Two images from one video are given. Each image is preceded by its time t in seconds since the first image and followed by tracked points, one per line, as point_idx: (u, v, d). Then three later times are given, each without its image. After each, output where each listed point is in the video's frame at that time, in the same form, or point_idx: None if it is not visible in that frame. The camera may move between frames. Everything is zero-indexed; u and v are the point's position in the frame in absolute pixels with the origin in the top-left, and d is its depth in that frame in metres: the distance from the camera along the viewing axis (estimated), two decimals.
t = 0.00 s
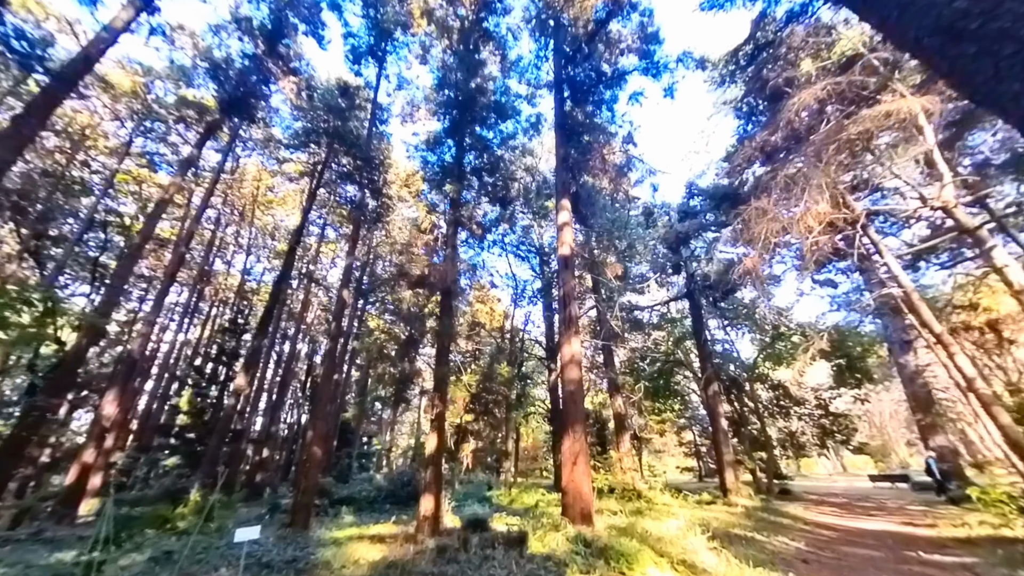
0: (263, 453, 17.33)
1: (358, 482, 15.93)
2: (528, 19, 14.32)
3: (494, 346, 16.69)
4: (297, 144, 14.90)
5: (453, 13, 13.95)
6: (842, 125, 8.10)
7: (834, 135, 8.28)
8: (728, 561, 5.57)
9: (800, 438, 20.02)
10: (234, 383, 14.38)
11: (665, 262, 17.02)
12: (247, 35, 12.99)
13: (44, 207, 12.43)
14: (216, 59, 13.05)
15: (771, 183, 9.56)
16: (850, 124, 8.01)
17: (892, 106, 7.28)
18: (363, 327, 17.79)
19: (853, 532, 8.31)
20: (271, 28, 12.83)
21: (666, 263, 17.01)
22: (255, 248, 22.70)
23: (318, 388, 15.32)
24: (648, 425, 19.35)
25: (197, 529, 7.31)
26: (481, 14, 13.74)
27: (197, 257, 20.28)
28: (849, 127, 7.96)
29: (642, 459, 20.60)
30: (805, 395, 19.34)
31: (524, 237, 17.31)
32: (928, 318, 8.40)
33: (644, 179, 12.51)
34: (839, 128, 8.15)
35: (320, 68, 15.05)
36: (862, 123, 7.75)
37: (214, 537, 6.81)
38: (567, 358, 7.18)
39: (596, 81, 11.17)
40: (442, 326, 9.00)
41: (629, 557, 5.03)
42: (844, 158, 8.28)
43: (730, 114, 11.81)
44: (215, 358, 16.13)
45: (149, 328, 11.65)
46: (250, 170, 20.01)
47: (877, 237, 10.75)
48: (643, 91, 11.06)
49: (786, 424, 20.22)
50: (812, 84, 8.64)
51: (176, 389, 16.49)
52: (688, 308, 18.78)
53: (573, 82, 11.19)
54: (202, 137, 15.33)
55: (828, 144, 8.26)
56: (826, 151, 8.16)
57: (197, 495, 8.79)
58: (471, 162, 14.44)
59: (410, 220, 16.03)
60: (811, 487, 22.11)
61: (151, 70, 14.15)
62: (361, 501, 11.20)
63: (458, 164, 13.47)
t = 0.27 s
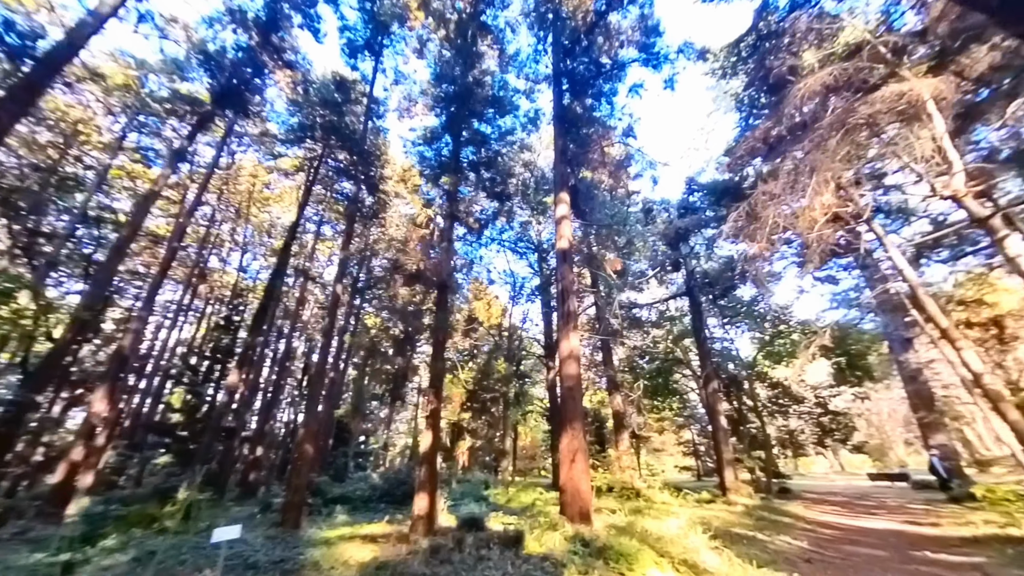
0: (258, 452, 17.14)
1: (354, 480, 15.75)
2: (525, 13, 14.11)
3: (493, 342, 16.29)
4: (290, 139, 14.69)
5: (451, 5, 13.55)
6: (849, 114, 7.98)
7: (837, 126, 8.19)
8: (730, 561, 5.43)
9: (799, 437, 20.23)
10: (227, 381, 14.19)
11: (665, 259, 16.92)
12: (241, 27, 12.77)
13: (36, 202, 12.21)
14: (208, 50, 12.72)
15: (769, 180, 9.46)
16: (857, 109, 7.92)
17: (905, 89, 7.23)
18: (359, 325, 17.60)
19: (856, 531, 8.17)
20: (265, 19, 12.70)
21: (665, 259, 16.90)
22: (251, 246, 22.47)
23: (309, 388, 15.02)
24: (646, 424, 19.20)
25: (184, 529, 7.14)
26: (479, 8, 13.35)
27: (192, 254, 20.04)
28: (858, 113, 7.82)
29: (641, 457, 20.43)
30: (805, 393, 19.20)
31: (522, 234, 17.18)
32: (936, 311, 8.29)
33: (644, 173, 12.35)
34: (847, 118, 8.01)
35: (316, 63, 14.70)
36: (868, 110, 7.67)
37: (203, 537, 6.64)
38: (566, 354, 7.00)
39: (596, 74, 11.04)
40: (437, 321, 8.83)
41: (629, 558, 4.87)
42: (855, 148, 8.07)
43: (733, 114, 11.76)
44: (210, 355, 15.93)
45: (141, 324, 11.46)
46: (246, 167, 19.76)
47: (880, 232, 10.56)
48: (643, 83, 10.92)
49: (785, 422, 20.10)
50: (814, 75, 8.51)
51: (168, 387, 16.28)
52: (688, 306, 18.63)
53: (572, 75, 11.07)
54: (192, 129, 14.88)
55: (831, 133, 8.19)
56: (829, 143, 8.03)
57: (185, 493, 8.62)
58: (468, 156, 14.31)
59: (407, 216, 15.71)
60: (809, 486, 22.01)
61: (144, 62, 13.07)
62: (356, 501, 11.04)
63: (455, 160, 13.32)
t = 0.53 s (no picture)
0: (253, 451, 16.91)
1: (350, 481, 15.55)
2: (523, 6, 14.02)
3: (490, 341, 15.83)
4: (282, 134, 14.19)
5: None
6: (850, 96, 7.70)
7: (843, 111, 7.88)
8: (734, 564, 5.25)
9: (798, 436, 19.70)
10: (221, 379, 13.98)
11: (664, 257, 16.75)
12: (234, 17, 12.67)
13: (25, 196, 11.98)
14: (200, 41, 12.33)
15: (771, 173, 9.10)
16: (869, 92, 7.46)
17: (921, 67, 6.87)
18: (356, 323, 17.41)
19: (861, 532, 7.99)
20: (258, 11, 12.64)
21: (665, 257, 16.71)
22: (247, 244, 22.27)
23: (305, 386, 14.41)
24: (645, 423, 19.02)
25: (171, 532, 6.94)
26: None
27: (187, 252, 19.83)
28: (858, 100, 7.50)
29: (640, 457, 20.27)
30: (804, 392, 18.96)
31: (520, 230, 17.00)
32: (943, 309, 8.21)
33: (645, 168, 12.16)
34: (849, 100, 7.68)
35: (312, 56, 14.53)
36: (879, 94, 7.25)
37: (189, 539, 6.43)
38: (564, 350, 6.79)
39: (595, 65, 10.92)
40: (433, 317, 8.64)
41: (630, 562, 4.69)
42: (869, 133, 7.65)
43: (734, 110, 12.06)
44: (204, 353, 15.70)
45: (131, 320, 11.23)
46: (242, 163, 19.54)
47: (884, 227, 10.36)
48: (644, 74, 10.74)
49: (785, 422, 19.91)
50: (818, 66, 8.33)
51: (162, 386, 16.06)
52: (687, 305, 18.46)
53: (572, 67, 10.93)
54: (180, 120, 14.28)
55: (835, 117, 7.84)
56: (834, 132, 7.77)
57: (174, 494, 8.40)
58: (465, 151, 14.13)
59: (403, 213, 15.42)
60: (809, 486, 21.87)
61: (136, 55, 12.67)
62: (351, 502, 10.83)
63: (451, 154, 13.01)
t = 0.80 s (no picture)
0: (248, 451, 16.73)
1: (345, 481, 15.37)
2: None
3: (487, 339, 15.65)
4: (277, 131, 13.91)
5: None
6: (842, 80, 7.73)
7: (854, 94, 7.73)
8: (736, 568, 5.08)
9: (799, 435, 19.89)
10: (213, 378, 13.77)
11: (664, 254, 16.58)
12: (225, 8, 11.78)
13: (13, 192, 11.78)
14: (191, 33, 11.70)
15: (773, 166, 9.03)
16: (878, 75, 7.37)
17: (934, 48, 6.76)
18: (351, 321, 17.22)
19: (863, 534, 7.84)
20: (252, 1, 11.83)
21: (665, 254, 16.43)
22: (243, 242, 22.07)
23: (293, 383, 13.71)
24: (644, 422, 18.83)
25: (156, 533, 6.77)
26: None
27: (182, 250, 19.63)
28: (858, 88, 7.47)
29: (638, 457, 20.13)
30: (804, 392, 18.70)
31: (518, 228, 16.84)
32: (949, 304, 8.07)
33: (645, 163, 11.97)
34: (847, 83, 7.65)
35: (308, 50, 14.40)
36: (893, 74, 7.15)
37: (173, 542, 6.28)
38: (562, 348, 6.59)
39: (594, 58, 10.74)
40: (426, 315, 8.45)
41: (629, 566, 4.52)
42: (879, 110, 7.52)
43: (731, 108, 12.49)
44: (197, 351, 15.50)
45: (120, 316, 11.04)
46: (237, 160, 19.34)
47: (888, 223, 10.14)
48: (644, 67, 10.55)
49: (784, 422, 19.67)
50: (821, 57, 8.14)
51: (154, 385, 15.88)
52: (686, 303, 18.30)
53: (570, 60, 10.78)
54: (172, 112, 14.11)
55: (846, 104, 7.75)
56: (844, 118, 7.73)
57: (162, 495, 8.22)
58: (462, 146, 13.88)
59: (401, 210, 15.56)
60: (808, 485, 21.72)
61: (128, 49, 12.43)
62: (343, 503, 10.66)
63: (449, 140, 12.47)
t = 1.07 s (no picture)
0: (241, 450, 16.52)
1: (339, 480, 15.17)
2: None
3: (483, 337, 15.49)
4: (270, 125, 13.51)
5: None
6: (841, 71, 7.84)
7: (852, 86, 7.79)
8: (736, 569, 4.91)
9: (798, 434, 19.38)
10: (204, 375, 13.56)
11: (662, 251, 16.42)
12: None
13: None
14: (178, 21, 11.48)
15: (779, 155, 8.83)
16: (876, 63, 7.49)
17: (949, 20, 6.75)
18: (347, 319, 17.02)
19: (865, 533, 7.67)
20: None
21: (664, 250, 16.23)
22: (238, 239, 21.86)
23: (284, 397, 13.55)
24: (642, 421, 18.67)
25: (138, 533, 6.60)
26: None
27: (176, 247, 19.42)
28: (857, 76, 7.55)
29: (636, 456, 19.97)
30: (803, 390, 18.51)
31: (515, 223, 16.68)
32: (954, 298, 7.91)
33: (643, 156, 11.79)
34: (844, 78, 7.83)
35: (302, 43, 14.40)
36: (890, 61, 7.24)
37: (155, 542, 6.08)
38: (557, 343, 6.41)
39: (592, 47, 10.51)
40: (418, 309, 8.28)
41: (624, 567, 4.33)
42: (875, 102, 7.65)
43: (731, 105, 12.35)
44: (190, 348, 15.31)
45: (109, 310, 10.85)
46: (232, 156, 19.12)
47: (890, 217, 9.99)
48: (642, 57, 10.43)
49: (783, 420, 19.50)
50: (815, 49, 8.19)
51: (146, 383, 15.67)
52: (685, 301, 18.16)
53: (566, 52, 10.67)
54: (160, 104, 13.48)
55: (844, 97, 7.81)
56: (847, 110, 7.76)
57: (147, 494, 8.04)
58: (459, 140, 13.85)
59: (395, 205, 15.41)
60: (807, 484, 21.58)
61: (117, 41, 12.09)
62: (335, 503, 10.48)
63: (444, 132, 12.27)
